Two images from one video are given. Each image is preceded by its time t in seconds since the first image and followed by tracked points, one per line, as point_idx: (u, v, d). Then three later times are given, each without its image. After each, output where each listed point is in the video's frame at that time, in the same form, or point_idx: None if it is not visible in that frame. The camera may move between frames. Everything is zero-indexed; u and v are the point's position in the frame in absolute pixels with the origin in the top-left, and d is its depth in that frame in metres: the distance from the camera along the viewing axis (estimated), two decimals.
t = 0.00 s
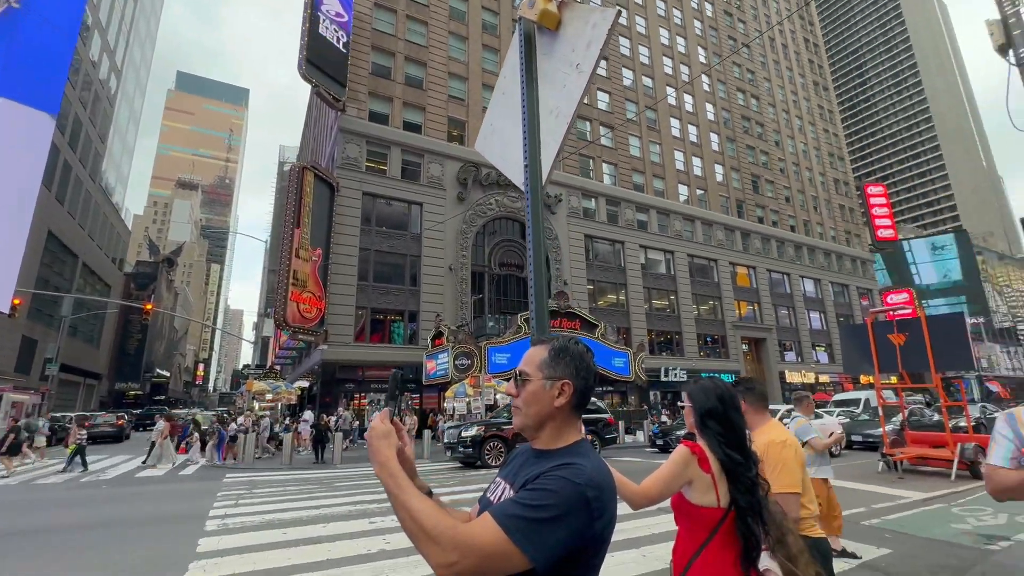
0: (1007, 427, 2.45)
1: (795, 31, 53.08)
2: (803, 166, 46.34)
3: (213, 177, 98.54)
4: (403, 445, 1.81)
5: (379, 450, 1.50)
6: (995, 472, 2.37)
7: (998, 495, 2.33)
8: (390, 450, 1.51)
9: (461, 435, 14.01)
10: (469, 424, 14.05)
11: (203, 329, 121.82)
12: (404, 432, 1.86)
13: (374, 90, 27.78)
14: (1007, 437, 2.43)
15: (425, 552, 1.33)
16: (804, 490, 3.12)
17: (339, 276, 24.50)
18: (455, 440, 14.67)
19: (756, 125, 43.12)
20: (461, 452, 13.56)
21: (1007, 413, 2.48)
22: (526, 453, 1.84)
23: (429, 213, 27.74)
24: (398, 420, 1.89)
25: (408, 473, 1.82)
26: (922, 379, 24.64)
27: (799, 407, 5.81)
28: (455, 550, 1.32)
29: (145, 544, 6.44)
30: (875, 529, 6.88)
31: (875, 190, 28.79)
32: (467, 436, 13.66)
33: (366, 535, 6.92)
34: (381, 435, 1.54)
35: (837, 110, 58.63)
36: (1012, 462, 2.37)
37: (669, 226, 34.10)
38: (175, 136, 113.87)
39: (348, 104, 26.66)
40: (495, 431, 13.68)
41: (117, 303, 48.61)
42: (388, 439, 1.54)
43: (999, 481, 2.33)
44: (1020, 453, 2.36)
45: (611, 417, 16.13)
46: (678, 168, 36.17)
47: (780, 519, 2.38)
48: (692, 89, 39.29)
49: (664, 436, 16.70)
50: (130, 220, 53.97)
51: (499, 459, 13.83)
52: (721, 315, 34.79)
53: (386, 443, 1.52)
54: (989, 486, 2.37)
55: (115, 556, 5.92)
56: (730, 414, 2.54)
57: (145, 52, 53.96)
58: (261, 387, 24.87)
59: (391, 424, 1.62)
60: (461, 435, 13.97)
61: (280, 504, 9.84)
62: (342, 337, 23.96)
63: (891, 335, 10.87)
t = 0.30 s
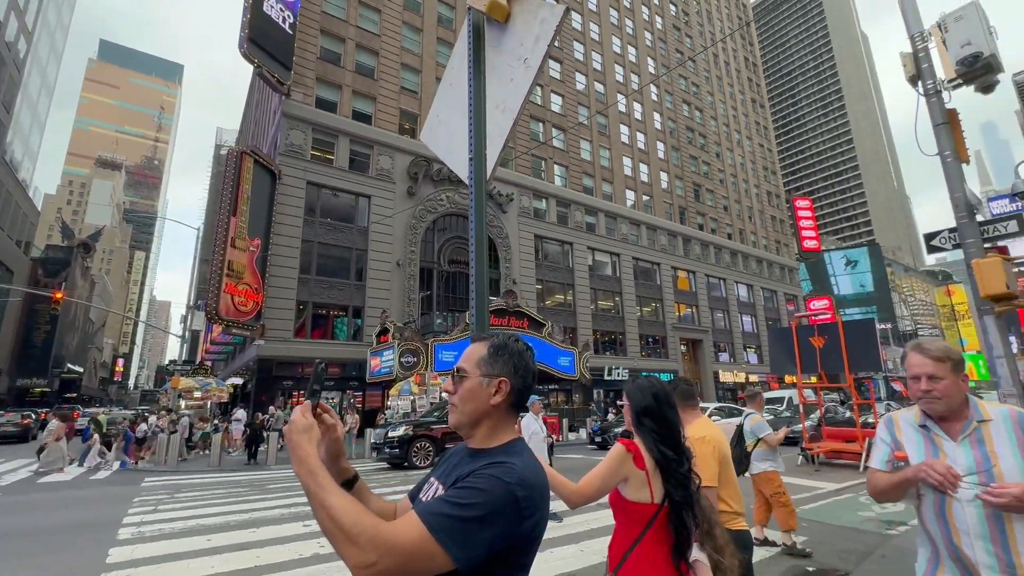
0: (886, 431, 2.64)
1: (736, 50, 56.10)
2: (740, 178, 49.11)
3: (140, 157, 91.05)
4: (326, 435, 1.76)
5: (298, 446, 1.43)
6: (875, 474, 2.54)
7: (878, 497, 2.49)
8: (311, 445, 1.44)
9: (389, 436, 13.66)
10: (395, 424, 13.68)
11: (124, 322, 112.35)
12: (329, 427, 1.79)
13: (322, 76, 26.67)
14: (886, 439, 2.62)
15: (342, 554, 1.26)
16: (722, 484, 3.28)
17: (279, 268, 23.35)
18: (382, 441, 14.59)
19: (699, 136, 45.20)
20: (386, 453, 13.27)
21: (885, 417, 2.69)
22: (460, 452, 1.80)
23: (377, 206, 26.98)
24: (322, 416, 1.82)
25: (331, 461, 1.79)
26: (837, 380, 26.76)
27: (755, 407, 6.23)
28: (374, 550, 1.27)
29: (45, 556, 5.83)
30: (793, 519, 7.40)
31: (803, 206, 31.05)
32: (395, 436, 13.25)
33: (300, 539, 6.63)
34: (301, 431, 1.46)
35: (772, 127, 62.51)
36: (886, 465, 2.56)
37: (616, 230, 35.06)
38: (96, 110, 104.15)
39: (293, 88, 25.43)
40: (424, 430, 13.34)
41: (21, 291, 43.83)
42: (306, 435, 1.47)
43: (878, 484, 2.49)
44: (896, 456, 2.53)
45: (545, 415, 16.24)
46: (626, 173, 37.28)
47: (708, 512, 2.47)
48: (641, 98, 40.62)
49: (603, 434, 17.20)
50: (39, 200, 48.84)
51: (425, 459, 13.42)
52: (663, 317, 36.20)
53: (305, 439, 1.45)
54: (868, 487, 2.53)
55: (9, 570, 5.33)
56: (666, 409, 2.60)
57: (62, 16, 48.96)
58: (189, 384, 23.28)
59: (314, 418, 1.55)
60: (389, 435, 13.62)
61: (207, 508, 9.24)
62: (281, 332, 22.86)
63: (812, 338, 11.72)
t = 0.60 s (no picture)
0: (771, 422, 2.78)
1: (682, 63, 58.56)
2: (682, 186, 51.36)
3: (51, 130, 82.30)
4: (243, 422, 1.70)
5: (206, 435, 1.32)
6: (759, 464, 2.64)
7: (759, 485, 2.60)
8: (222, 435, 1.34)
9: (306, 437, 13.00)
10: (315, 423, 13.14)
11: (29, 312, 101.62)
12: (245, 416, 1.70)
13: (264, 56, 25.23)
14: (772, 430, 2.77)
15: (251, 553, 1.17)
16: (648, 479, 3.39)
17: (212, 258, 21.91)
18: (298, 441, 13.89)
19: (645, 143, 46.79)
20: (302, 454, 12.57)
21: (773, 410, 2.83)
22: (392, 450, 1.73)
23: (321, 195, 25.89)
24: (237, 405, 1.70)
25: (247, 448, 1.70)
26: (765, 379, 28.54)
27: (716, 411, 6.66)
28: (288, 549, 1.18)
29: None
30: (720, 510, 7.85)
31: (738, 216, 32.94)
32: (313, 437, 12.65)
33: (224, 545, 6.25)
34: (212, 419, 1.36)
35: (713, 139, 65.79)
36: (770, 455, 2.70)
37: (564, 231, 35.62)
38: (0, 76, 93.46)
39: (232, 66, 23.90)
40: (346, 430, 12.90)
41: None
42: (218, 423, 1.36)
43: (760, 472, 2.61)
44: (777, 446, 2.68)
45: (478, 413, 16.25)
46: (576, 176, 37.98)
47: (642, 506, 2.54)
48: (592, 102, 41.48)
49: (543, 431, 17.48)
50: None
51: (346, 460, 12.97)
52: (607, 317, 37.20)
53: (215, 428, 1.34)
54: (752, 477, 2.64)
55: None
56: (604, 406, 2.64)
57: None
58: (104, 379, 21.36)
59: (228, 407, 1.45)
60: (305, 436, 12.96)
61: (119, 515, 8.50)
62: (211, 325, 21.47)
63: (743, 339, 12.36)
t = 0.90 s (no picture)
0: (690, 420, 2.80)
1: (632, 71, 60.30)
2: (629, 190, 52.94)
3: None
4: (144, 416, 1.57)
5: (95, 426, 1.18)
6: (675, 465, 2.66)
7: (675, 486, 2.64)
8: (115, 428, 1.20)
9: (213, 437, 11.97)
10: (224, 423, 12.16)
11: None
12: (145, 409, 1.56)
13: (200, 29, 23.56)
14: (690, 428, 2.79)
15: (143, 555, 1.05)
16: (582, 473, 3.45)
17: (134, 244, 20.23)
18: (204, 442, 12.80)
19: (595, 147, 47.88)
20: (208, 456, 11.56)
21: (693, 405, 2.84)
22: (316, 448, 1.64)
23: (261, 182, 24.50)
24: (136, 396, 1.55)
25: (149, 444, 1.56)
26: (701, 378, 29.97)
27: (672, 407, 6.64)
28: (191, 550, 1.07)
29: None
30: (655, 502, 8.17)
31: (681, 221, 34.43)
32: (222, 436, 11.67)
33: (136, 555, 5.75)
34: (103, 409, 1.21)
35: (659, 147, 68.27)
36: (686, 454, 2.70)
37: (515, 229, 35.76)
38: None
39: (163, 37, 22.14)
40: (261, 430, 12.05)
41: None
42: (111, 413, 1.22)
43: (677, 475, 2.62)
44: (695, 445, 2.68)
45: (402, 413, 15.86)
46: (527, 175, 38.23)
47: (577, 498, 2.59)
48: (545, 103, 41.91)
49: (484, 429, 17.51)
50: None
51: (258, 462, 12.14)
52: (554, 315, 37.73)
53: (108, 418, 1.21)
54: (670, 479, 2.65)
55: None
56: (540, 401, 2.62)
57: None
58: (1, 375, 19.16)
59: (125, 395, 1.31)
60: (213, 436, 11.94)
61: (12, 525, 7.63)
62: (132, 317, 19.84)
63: (681, 339, 12.95)
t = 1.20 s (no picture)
0: (632, 421, 2.77)
1: (587, 75, 61.44)
2: (580, 192, 53.97)
3: None
4: (37, 407, 1.40)
5: None
6: (614, 469, 2.64)
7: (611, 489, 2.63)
8: None
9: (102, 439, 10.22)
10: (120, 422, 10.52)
11: None
12: (37, 399, 1.40)
13: None
14: (630, 430, 2.76)
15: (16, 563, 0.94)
16: (528, 469, 3.45)
17: (45, 226, 18.35)
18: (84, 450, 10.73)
19: (548, 147, 48.40)
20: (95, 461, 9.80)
21: (636, 405, 2.81)
22: (236, 446, 1.53)
23: (196, 164, 22.88)
24: (25, 382, 1.40)
25: (39, 436, 1.39)
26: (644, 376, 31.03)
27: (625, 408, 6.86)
28: (75, 557, 0.97)
29: None
30: (596, 497, 8.38)
31: (628, 225, 35.56)
32: (116, 437, 10.00)
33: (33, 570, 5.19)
34: None
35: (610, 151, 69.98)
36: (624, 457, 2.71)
37: (466, 226, 35.50)
38: None
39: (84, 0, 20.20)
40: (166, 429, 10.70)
41: None
42: None
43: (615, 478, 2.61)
44: (634, 450, 2.67)
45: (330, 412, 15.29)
46: (481, 171, 38.08)
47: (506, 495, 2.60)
48: (500, 101, 41.90)
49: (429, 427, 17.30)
50: None
51: (158, 466, 10.60)
52: (503, 313, 37.83)
53: None
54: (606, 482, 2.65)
55: None
56: (477, 400, 2.57)
57: None
58: None
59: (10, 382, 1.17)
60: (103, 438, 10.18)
61: None
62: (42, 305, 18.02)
63: (625, 339, 13.31)
